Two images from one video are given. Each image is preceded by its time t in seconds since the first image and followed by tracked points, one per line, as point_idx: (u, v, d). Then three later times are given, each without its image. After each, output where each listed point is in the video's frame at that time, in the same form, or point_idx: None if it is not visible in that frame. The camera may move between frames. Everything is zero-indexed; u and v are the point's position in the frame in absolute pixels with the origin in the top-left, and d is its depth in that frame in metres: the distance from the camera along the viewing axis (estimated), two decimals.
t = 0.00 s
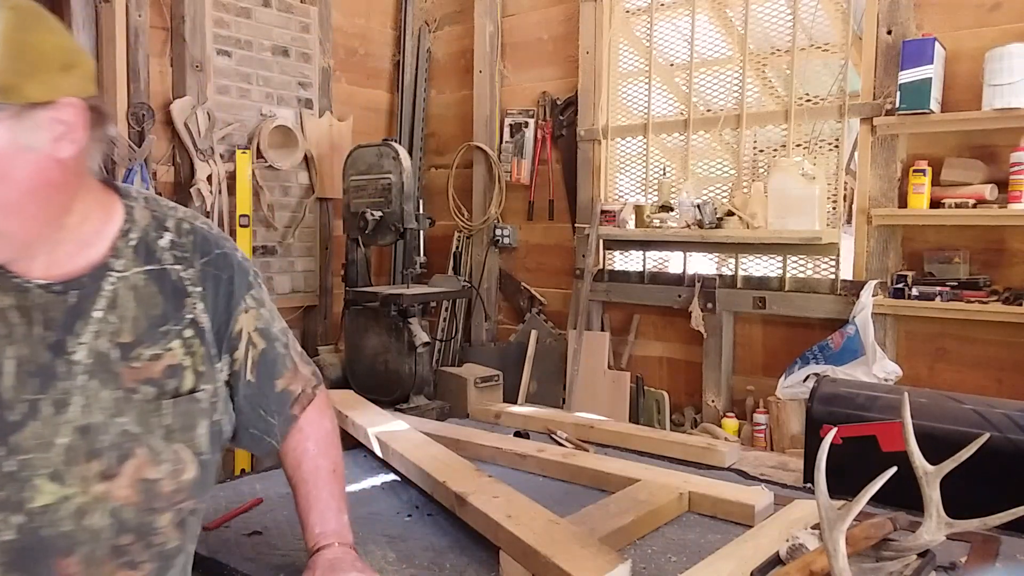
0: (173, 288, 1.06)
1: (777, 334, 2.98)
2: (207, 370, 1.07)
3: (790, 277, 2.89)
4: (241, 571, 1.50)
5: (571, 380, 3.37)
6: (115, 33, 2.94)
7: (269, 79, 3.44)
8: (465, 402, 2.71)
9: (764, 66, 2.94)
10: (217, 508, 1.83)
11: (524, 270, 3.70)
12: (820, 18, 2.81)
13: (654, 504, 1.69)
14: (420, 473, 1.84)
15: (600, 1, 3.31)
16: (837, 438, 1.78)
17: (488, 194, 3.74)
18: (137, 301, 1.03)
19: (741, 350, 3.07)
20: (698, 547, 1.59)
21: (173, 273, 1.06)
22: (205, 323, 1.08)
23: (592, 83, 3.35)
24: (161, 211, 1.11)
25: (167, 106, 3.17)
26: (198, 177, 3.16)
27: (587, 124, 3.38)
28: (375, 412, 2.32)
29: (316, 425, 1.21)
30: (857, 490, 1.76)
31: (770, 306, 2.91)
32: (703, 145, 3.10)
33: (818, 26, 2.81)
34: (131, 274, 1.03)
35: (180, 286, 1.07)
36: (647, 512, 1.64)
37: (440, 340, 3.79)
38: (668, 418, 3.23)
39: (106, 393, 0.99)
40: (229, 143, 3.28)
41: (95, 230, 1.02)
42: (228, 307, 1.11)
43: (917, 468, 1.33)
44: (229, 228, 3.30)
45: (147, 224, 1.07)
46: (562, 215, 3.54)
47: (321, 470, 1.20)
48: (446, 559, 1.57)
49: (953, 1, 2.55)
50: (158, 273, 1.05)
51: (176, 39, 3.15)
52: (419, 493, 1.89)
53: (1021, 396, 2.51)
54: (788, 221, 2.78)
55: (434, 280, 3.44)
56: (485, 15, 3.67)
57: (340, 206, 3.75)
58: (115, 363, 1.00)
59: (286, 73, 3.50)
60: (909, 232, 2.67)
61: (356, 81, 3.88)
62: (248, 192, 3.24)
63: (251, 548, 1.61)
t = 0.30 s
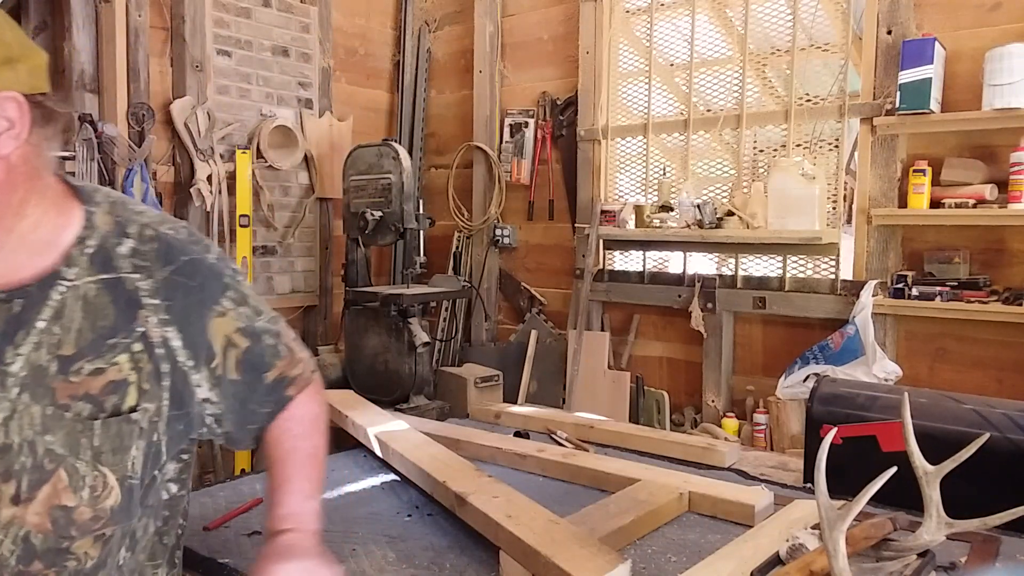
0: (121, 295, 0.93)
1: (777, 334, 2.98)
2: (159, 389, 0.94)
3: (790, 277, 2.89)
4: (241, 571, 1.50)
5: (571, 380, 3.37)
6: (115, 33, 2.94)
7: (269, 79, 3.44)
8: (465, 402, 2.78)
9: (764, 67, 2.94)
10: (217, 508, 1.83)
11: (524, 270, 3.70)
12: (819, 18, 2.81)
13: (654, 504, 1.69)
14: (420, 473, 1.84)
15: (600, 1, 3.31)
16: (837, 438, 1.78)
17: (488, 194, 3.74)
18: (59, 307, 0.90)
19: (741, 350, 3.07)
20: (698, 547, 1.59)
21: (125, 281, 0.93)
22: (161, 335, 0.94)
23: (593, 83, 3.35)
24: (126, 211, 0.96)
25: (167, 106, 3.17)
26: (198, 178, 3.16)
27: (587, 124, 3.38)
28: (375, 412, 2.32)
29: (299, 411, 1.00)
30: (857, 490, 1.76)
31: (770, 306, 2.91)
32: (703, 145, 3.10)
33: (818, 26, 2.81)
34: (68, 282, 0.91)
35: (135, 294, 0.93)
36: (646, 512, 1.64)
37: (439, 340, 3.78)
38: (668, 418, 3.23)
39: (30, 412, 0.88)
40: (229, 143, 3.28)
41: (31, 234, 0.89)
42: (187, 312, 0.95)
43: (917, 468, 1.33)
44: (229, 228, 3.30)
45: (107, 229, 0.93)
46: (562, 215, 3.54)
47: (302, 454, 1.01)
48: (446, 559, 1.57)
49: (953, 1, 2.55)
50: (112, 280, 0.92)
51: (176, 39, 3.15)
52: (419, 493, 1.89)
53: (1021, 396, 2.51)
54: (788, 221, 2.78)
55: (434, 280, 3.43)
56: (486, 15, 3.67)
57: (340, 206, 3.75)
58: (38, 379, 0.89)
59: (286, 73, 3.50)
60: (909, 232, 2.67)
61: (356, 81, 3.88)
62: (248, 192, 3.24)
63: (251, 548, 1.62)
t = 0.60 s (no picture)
0: None
1: (777, 334, 2.98)
2: None
3: (790, 277, 2.89)
4: (241, 571, 1.50)
5: (570, 379, 3.37)
6: (115, 34, 2.93)
7: (269, 79, 3.44)
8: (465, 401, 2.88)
9: (764, 67, 2.94)
10: (217, 507, 1.83)
11: (524, 270, 3.70)
12: (819, 18, 2.81)
13: (654, 504, 1.69)
14: (420, 473, 1.84)
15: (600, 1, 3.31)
16: (837, 438, 1.78)
17: (488, 194, 3.74)
18: None
19: (741, 350, 3.07)
20: (698, 547, 1.59)
21: None
22: None
23: (592, 83, 3.35)
24: None
25: (167, 106, 3.17)
26: (197, 178, 3.16)
27: (587, 124, 3.38)
28: (375, 412, 2.32)
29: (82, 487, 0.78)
30: (857, 490, 1.76)
31: (770, 306, 2.91)
32: (703, 145, 3.10)
33: (818, 26, 2.81)
34: None
35: None
36: (646, 512, 1.64)
37: (439, 340, 3.78)
38: (668, 418, 3.23)
39: None
40: (228, 143, 3.28)
41: None
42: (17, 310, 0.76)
43: (917, 468, 1.33)
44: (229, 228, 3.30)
45: None
46: (562, 215, 3.54)
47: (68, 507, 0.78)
48: (446, 559, 1.57)
49: (953, 2, 2.55)
50: None
51: (176, 40, 3.15)
52: (419, 493, 1.89)
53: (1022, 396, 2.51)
54: (789, 221, 2.78)
55: (434, 279, 3.43)
56: (486, 15, 3.67)
57: (340, 206, 3.75)
58: None
59: (286, 73, 3.50)
60: (909, 232, 2.67)
61: (356, 81, 3.88)
62: (248, 192, 3.24)
63: (251, 548, 1.62)
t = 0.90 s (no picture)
0: None
1: (777, 334, 2.98)
2: None
3: (790, 277, 2.89)
4: (241, 571, 1.50)
5: (571, 379, 3.37)
6: (115, 33, 2.93)
7: (269, 79, 3.44)
8: (466, 401, 2.88)
9: (764, 67, 2.94)
10: (218, 507, 1.83)
11: (524, 270, 3.70)
12: (819, 18, 2.81)
13: (654, 504, 1.69)
14: (421, 474, 1.84)
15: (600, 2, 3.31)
16: (837, 438, 1.78)
17: (488, 194, 3.74)
18: None
19: (741, 350, 3.07)
20: (699, 547, 1.59)
21: None
22: None
23: (592, 83, 3.35)
24: None
25: (167, 106, 3.17)
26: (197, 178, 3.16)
27: (587, 124, 3.38)
28: (375, 411, 2.32)
29: None
30: (857, 490, 1.76)
31: (770, 306, 2.91)
32: (703, 145, 3.10)
33: (818, 26, 2.81)
34: None
35: None
36: (646, 512, 1.64)
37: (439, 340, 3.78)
38: (668, 418, 3.23)
39: None
40: (229, 143, 3.28)
41: None
42: None
43: (917, 468, 1.33)
44: (229, 228, 3.30)
45: None
46: (562, 215, 3.54)
47: None
48: (446, 559, 1.57)
49: (953, 1, 2.55)
50: None
51: (176, 39, 3.15)
52: (419, 493, 1.89)
53: (1022, 396, 2.51)
54: (789, 221, 2.78)
55: (434, 279, 3.42)
56: (486, 15, 3.67)
57: (340, 206, 3.75)
58: None
59: (286, 73, 3.50)
60: (909, 232, 2.67)
61: (356, 82, 3.88)
62: (249, 192, 3.24)
63: (251, 548, 1.62)
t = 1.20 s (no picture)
0: None
1: (777, 334, 2.98)
2: None
3: (791, 277, 2.89)
4: (241, 571, 1.50)
5: (571, 379, 3.37)
6: (115, 33, 2.93)
7: (269, 79, 3.44)
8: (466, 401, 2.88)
9: (764, 67, 2.94)
10: (218, 507, 1.83)
11: (524, 270, 3.70)
12: (819, 18, 2.80)
13: (654, 504, 1.69)
14: (421, 473, 1.84)
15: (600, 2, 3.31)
16: (837, 438, 1.78)
17: (488, 194, 3.74)
18: None
19: (741, 350, 3.07)
20: (699, 547, 1.59)
21: None
22: None
23: (592, 83, 3.35)
24: None
25: (167, 107, 3.17)
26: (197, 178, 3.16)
27: (587, 124, 3.38)
28: (375, 411, 2.32)
29: None
30: (857, 490, 1.76)
31: (770, 306, 2.91)
32: (703, 145, 3.10)
33: (818, 26, 2.81)
34: None
35: None
36: (646, 512, 1.64)
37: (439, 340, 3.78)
38: (668, 418, 3.23)
39: None
40: (229, 143, 3.28)
41: None
42: None
43: (917, 468, 1.33)
44: (229, 228, 3.30)
45: None
46: (562, 215, 3.54)
47: None
48: (446, 559, 1.57)
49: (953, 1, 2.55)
50: None
51: (176, 39, 3.15)
52: (419, 493, 1.89)
53: (1022, 396, 2.51)
54: (789, 221, 2.78)
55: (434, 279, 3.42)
56: (485, 15, 3.67)
57: (340, 206, 3.75)
58: None
59: (286, 73, 3.50)
60: (909, 232, 2.67)
61: (356, 81, 3.88)
62: (249, 193, 3.24)
63: (251, 548, 1.62)
